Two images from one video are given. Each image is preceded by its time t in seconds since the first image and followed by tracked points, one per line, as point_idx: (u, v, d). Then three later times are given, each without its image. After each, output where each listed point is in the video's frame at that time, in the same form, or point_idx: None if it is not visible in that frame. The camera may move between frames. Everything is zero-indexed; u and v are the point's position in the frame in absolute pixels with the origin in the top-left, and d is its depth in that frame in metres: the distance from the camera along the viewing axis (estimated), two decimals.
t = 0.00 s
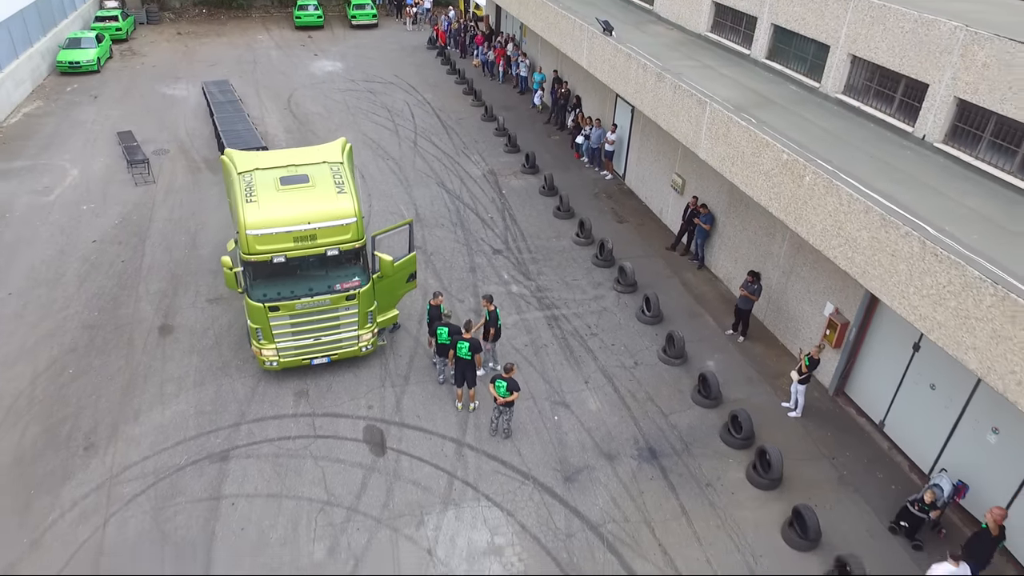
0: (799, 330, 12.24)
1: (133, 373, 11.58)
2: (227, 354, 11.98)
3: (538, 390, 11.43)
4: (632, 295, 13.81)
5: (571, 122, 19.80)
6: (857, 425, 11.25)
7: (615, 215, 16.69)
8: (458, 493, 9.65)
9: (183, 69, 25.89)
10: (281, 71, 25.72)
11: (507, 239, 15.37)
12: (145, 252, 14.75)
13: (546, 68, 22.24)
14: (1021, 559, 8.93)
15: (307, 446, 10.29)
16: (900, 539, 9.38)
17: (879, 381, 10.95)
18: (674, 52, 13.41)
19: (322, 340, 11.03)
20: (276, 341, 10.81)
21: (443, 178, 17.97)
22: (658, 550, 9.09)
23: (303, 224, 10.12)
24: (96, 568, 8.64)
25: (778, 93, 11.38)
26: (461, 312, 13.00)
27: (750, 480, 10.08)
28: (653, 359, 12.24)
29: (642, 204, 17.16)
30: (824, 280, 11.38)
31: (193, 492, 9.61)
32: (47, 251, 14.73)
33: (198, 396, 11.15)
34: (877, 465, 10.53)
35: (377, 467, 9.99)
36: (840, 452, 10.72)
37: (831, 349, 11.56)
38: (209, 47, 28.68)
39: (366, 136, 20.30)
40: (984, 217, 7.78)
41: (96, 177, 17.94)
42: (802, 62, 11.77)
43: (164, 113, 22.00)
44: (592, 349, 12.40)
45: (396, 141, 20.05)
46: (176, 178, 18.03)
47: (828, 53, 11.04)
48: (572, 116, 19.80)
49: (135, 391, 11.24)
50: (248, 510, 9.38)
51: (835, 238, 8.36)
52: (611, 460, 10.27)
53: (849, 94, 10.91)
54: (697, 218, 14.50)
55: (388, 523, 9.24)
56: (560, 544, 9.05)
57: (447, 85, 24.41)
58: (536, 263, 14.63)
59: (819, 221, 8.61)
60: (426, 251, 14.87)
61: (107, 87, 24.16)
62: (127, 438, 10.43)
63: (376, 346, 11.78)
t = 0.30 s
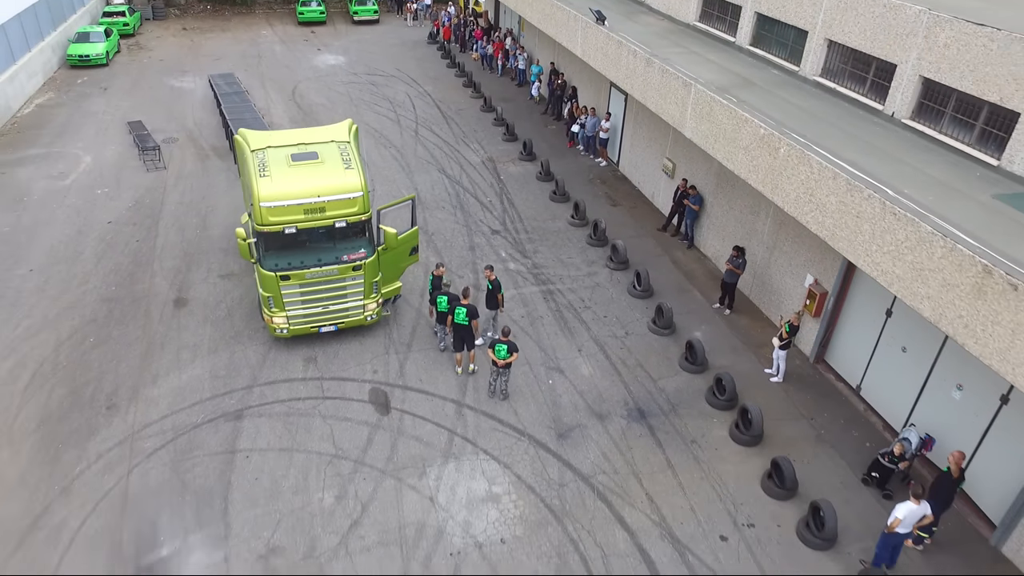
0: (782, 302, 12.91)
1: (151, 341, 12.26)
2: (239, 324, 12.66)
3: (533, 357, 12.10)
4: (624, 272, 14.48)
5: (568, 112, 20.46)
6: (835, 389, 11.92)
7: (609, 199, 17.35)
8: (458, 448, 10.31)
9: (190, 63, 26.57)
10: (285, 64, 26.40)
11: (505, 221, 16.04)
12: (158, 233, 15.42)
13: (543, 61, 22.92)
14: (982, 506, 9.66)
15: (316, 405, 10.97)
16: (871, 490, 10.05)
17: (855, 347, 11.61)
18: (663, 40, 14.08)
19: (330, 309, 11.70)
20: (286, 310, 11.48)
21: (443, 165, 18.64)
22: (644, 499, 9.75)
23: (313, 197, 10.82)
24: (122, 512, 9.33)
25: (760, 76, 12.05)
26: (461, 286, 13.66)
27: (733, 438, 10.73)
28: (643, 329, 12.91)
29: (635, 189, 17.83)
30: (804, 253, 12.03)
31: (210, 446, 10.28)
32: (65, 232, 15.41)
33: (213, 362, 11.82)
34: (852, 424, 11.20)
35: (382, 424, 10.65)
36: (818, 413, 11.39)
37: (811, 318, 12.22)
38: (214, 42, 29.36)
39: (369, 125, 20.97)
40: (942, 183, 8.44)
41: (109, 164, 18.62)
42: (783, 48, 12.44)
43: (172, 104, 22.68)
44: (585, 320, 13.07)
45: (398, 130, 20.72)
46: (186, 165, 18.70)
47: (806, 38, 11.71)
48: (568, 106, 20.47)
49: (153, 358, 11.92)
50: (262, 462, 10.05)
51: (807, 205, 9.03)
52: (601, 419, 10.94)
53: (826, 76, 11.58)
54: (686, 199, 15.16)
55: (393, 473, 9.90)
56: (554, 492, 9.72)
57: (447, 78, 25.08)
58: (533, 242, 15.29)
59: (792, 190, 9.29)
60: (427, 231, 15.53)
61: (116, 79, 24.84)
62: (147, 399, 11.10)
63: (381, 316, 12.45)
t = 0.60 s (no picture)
0: (765, 275, 13.61)
1: (168, 311, 12.99)
2: (251, 296, 13.39)
3: (530, 325, 12.81)
4: (617, 250, 15.19)
5: (564, 102, 21.17)
6: (815, 355, 12.62)
7: (603, 183, 18.06)
8: (459, 404, 11.03)
9: (197, 56, 27.30)
10: (290, 58, 27.13)
11: (503, 203, 16.76)
12: (172, 214, 16.16)
13: (541, 53, 23.66)
14: (945, 456, 10.47)
15: (325, 367, 11.70)
16: (845, 444, 10.74)
17: (833, 314, 12.32)
18: (653, 29, 14.83)
19: (338, 279, 12.44)
20: (297, 280, 12.20)
21: (444, 152, 19.36)
22: (632, 450, 10.46)
23: (323, 171, 11.64)
24: (146, 460, 10.08)
25: (743, 60, 12.78)
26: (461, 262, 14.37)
27: (716, 398, 11.43)
28: (633, 301, 13.61)
29: (629, 174, 18.54)
30: (786, 227, 12.73)
31: (227, 403, 11.01)
32: (83, 213, 16.15)
33: (228, 330, 12.55)
34: (829, 385, 11.91)
35: (387, 384, 11.37)
36: (797, 376, 12.09)
37: (792, 289, 12.93)
38: (220, 36, 30.10)
39: (372, 115, 21.69)
40: (905, 152, 9.17)
41: (122, 152, 19.37)
42: (765, 34, 13.16)
43: (181, 95, 23.42)
44: (579, 293, 13.78)
45: (400, 119, 21.44)
46: (196, 152, 19.44)
47: (786, 24, 12.43)
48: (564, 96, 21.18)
49: (171, 326, 12.65)
50: (275, 417, 10.77)
51: (781, 174, 9.76)
52: (593, 380, 11.65)
53: (804, 60, 12.31)
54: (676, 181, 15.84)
55: (397, 427, 10.62)
56: (548, 444, 10.42)
57: (448, 70, 25.81)
58: (530, 222, 16.01)
59: (768, 161, 10.02)
60: (429, 212, 16.24)
61: (126, 72, 25.58)
62: (166, 362, 11.84)
63: (385, 287, 13.19)
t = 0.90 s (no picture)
0: (750, 249, 14.37)
1: (185, 283, 13.77)
2: (263, 269, 14.17)
3: (526, 295, 13.56)
4: (610, 228, 15.95)
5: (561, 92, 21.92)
6: (795, 323, 13.37)
7: (598, 168, 18.83)
8: (459, 364, 11.79)
9: (205, 50, 28.11)
10: (295, 51, 27.93)
11: (502, 186, 17.54)
12: (186, 195, 16.96)
13: (539, 46, 24.45)
14: (913, 410, 11.24)
15: (334, 331, 12.48)
16: (821, 400, 11.46)
17: (811, 284, 13.08)
18: (643, 17, 15.60)
19: (346, 251, 13.27)
20: (307, 251, 13.02)
21: (445, 138, 20.15)
22: (621, 405, 11.21)
23: (333, 148, 12.48)
24: (169, 413, 10.87)
25: (727, 45, 13.56)
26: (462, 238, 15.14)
27: (701, 360, 12.17)
28: (625, 274, 14.37)
29: (623, 159, 19.30)
30: (768, 202, 13.50)
31: (243, 364, 11.78)
32: (101, 195, 16.95)
33: (242, 299, 13.33)
34: (808, 349, 12.66)
35: (392, 346, 12.15)
36: (778, 341, 12.83)
37: (774, 261, 13.70)
38: (227, 31, 30.90)
39: (375, 104, 22.47)
40: (871, 123, 9.93)
41: (136, 139, 20.16)
42: (749, 21, 13.94)
43: (190, 86, 24.21)
44: (573, 266, 14.54)
45: (403, 109, 22.21)
46: (206, 139, 20.23)
47: (768, 11, 13.20)
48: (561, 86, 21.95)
49: (188, 295, 13.43)
50: (288, 376, 11.54)
51: (759, 146, 10.53)
52: (585, 343, 12.41)
53: (785, 45, 13.08)
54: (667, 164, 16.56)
55: (402, 384, 11.38)
56: (543, 399, 11.18)
57: (449, 63, 26.59)
58: (527, 203, 16.78)
59: (747, 135, 10.79)
60: (430, 193, 17.00)
61: (136, 64, 26.38)
62: (184, 328, 12.61)
63: (390, 260, 14.02)
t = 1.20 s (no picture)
0: (735, 225, 15.19)
1: (202, 255, 14.60)
2: (275, 243, 15.00)
3: (524, 267, 14.38)
4: (604, 207, 16.78)
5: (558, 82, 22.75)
6: (777, 293, 14.18)
7: (593, 153, 19.65)
8: (461, 327, 12.62)
9: (213, 43, 28.94)
10: (301, 45, 28.76)
11: (501, 169, 18.36)
12: (200, 177, 17.79)
13: (538, 39, 25.28)
14: (884, 368, 12.06)
15: (344, 298, 13.32)
16: (799, 359, 12.27)
17: (792, 255, 13.89)
18: (635, 7, 16.44)
19: (354, 225, 14.12)
20: (318, 224, 13.85)
21: (447, 126, 20.97)
22: (612, 363, 12.03)
23: (343, 126, 13.36)
24: (191, 369, 11.70)
25: (713, 31, 14.40)
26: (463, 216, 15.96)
27: (687, 324, 12.96)
28: (617, 248, 15.19)
29: (617, 145, 20.12)
30: (752, 180, 14.32)
31: (259, 327, 12.61)
32: (118, 177, 17.79)
33: (256, 270, 14.16)
34: (789, 315, 13.48)
35: (398, 311, 12.98)
36: (761, 308, 13.64)
37: (758, 236, 14.51)
38: (233, 26, 31.72)
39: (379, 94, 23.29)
40: (841, 99, 10.77)
41: (150, 126, 21.00)
42: (734, 9, 14.77)
43: (200, 78, 25.04)
44: (569, 242, 15.37)
45: (406, 98, 23.04)
46: (217, 126, 21.06)
47: None
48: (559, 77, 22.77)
49: (205, 267, 14.26)
50: (301, 337, 12.37)
51: (739, 122, 11.36)
52: (579, 309, 13.23)
53: (767, 31, 13.92)
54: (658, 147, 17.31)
55: (408, 345, 12.21)
56: (539, 358, 12.00)
57: (450, 56, 27.42)
58: (525, 185, 17.61)
59: (729, 112, 11.62)
60: (433, 176, 17.82)
61: (147, 57, 27.22)
62: (203, 295, 13.44)
63: (395, 234, 14.87)
